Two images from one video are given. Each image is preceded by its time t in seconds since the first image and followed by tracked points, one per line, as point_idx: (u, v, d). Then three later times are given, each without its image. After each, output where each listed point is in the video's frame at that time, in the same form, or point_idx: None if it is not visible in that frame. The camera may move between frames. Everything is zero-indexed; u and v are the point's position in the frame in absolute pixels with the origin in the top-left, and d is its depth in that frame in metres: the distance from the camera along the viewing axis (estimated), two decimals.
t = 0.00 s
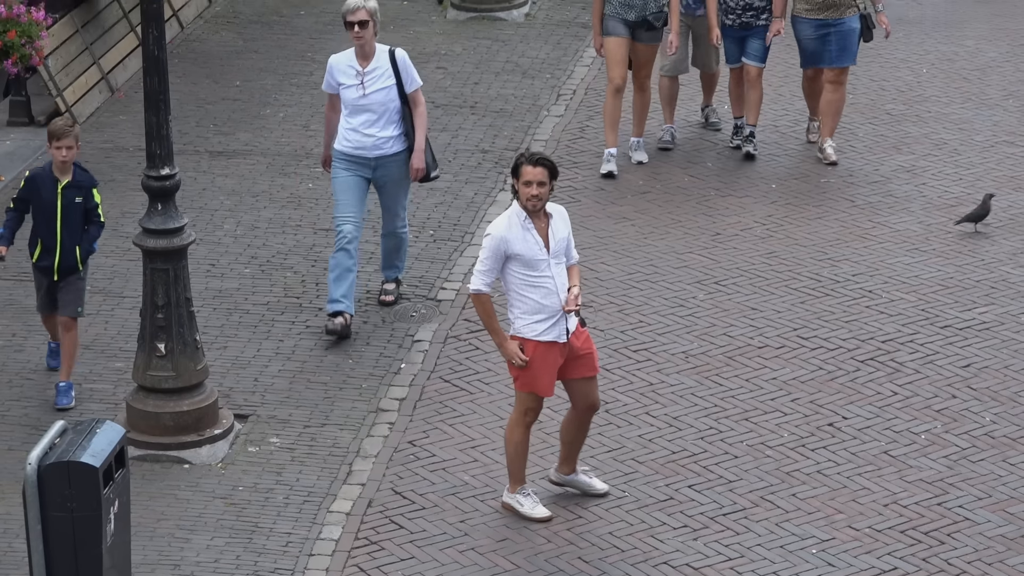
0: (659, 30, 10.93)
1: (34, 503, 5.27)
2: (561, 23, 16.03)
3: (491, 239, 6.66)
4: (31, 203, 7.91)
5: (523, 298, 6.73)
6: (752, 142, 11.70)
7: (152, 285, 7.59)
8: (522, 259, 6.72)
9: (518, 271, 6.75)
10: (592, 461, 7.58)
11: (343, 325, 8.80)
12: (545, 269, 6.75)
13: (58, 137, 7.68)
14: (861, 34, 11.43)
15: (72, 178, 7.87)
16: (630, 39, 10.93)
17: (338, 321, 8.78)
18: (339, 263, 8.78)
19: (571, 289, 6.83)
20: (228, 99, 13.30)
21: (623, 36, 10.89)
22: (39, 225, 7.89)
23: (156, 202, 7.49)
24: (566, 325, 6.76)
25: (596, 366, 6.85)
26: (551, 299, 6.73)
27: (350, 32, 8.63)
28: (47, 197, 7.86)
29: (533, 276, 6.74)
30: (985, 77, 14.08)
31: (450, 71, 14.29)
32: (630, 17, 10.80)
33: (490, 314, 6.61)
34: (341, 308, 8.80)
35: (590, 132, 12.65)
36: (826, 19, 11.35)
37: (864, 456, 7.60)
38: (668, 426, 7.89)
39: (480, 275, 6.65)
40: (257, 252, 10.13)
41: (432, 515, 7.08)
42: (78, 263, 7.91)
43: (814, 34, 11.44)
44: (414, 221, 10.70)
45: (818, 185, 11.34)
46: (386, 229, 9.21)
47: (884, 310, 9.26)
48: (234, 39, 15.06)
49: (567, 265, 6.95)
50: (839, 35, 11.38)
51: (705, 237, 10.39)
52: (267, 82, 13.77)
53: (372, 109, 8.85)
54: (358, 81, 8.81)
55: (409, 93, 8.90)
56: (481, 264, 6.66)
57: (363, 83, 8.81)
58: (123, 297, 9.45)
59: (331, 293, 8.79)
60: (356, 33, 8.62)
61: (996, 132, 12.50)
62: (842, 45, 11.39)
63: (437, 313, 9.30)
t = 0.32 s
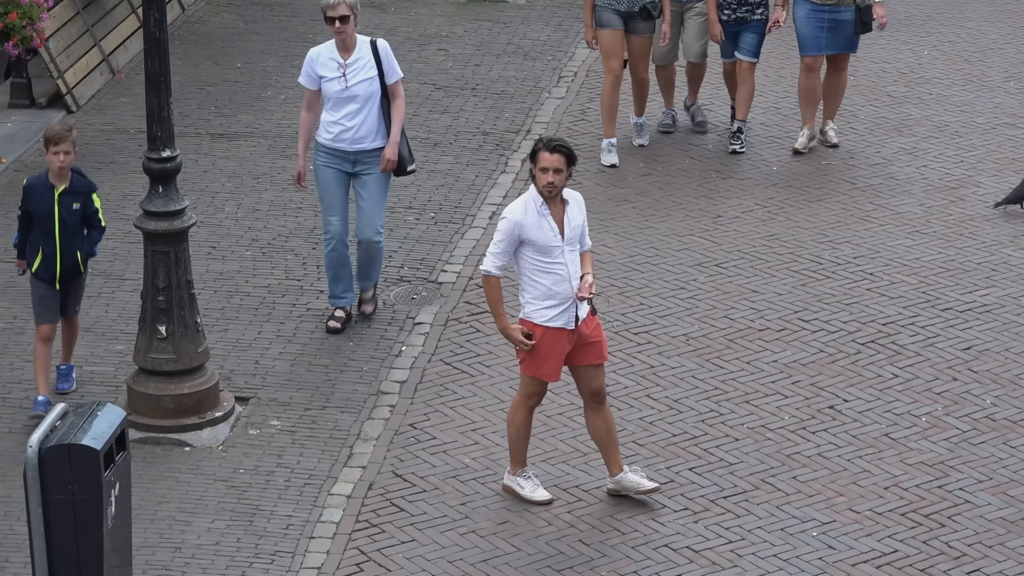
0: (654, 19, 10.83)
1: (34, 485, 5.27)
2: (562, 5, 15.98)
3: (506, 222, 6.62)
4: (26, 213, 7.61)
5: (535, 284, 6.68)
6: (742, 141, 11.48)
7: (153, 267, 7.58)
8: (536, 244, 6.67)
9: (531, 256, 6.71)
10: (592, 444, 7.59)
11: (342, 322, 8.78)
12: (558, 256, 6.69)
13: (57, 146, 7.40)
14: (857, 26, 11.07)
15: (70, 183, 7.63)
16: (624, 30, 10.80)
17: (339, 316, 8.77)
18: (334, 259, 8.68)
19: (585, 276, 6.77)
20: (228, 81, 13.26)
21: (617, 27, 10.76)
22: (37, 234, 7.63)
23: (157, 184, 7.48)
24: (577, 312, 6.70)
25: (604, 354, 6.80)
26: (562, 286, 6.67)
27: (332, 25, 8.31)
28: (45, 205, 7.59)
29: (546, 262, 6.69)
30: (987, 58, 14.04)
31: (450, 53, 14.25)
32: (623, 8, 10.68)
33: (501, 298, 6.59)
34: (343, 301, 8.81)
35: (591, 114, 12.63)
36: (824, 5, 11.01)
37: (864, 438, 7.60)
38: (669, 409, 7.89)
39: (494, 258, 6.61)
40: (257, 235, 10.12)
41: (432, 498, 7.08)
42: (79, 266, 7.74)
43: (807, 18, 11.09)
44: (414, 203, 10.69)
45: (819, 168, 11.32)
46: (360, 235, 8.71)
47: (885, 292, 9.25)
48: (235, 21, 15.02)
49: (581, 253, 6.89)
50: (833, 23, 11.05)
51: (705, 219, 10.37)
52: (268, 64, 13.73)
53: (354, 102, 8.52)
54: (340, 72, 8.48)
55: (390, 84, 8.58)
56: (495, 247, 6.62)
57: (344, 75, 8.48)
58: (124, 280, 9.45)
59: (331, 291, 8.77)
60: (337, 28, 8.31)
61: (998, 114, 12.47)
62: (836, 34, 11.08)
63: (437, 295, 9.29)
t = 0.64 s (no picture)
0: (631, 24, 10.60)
1: (14, 483, 5.24)
2: (544, 2, 15.97)
3: (515, 217, 6.60)
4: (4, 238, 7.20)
5: (540, 281, 6.66)
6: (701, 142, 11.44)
7: (134, 265, 7.54)
8: (543, 241, 6.63)
9: (537, 253, 6.66)
10: (572, 441, 7.59)
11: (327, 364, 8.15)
12: (564, 256, 6.64)
13: (36, 167, 7.07)
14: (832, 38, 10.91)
15: (50, 208, 7.23)
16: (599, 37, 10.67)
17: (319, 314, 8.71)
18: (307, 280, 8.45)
19: (592, 278, 6.72)
20: (210, 78, 13.22)
21: (592, 34, 10.65)
22: (16, 260, 7.22)
23: (138, 182, 7.43)
24: (578, 314, 6.65)
25: (602, 359, 6.75)
26: (564, 286, 6.63)
27: (305, 49, 7.85)
28: (22, 230, 7.19)
29: (552, 260, 6.65)
30: (968, 55, 14.08)
31: (432, 50, 14.23)
32: (598, 14, 10.55)
33: (506, 292, 6.62)
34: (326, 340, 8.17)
35: (573, 111, 12.63)
36: (800, 17, 10.80)
37: (845, 434, 7.62)
38: (649, 405, 7.89)
39: (503, 253, 6.62)
40: (238, 232, 10.09)
41: (413, 495, 7.06)
42: (56, 294, 7.29)
43: (783, 30, 10.88)
44: (396, 200, 10.67)
45: (800, 165, 11.34)
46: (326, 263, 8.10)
47: (866, 289, 9.27)
48: (217, 19, 14.97)
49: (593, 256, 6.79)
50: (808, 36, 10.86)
51: (687, 216, 10.38)
52: (249, 62, 13.69)
53: (325, 129, 8.05)
54: (313, 98, 8.02)
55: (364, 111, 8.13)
56: (505, 241, 6.62)
57: (317, 100, 8.02)
58: (104, 277, 9.40)
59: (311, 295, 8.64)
60: (311, 53, 7.85)
61: (979, 111, 12.51)
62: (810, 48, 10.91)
63: (418, 292, 9.27)
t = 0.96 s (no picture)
0: (608, 29, 10.46)
1: None
2: None
3: (528, 204, 6.54)
4: None
5: (546, 271, 6.59)
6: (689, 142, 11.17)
7: (115, 259, 7.50)
8: (552, 232, 6.55)
9: (547, 242, 6.60)
10: (554, 434, 7.59)
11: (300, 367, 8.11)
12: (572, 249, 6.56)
13: (31, 194, 6.72)
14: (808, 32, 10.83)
15: (41, 235, 6.92)
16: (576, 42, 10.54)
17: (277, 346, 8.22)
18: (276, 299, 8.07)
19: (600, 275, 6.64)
20: (189, 72, 13.17)
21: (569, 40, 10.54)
22: (4, 285, 6.90)
23: (118, 176, 7.39)
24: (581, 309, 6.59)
25: (601, 355, 6.67)
26: (569, 279, 6.56)
27: (279, 53, 7.61)
28: (13, 258, 6.88)
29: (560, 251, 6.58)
30: (947, 48, 14.12)
31: (412, 43, 14.20)
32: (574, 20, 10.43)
33: (513, 275, 6.58)
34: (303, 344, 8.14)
35: (553, 105, 12.63)
36: (772, 15, 10.79)
37: (826, 428, 7.63)
38: (631, 399, 7.90)
39: (512, 236, 6.56)
40: (219, 226, 10.05)
41: (395, 489, 7.05)
42: (47, 323, 7.04)
43: (756, 31, 10.87)
44: (376, 194, 10.65)
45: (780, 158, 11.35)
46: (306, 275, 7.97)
47: (847, 282, 9.29)
48: (195, 13, 14.91)
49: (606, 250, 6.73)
50: (783, 33, 10.81)
51: (668, 209, 10.39)
52: (229, 55, 13.64)
53: (301, 136, 7.82)
54: (288, 104, 7.77)
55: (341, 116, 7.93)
56: (516, 225, 6.56)
57: (293, 106, 7.77)
58: (85, 271, 9.36)
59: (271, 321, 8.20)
60: (285, 57, 7.60)
61: (958, 104, 12.54)
62: (787, 43, 10.83)
63: (400, 286, 9.25)
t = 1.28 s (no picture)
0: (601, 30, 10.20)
1: None
2: None
3: (547, 181, 6.47)
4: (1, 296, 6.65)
5: (553, 254, 6.54)
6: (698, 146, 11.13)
7: (113, 248, 7.50)
8: (564, 219, 6.48)
9: (558, 228, 6.53)
10: (553, 423, 7.60)
11: (268, 392, 7.62)
12: (583, 239, 6.49)
13: (40, 222, 6.49)
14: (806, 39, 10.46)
15: (49, 263, 6.67)
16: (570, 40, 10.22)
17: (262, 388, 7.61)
18: (259, 326, 7.56)
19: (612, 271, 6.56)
20: (188, 61, 13.15)
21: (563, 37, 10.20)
22: (15, 314, 6.70)
23: (117, 165, 7.39)
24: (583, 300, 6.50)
25: (603, 348, 6.62)
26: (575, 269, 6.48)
27: (263, 73, 7.35)
28: (22, 288, 6.65)
29: (570, 239, 6.50)
30: (945, 37, 14.11)
31: (410, 33, 14.18)
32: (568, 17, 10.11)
33: (521, 239, 6.56)
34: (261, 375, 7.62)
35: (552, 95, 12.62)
36: (767, 20, 10.42)
37: (825, 416, 7.64)
38: (630, 388, 7.91)
39: (524, 203, 6.51)
40: (218, 216, 10.04)
41: (394, 477, 7.06)
42: (59, 351, 6.85)
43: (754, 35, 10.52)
44: (374, 183, 10.65)
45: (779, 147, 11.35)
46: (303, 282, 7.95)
47: (846, 271, 9.30)
48: (194, 2, 14.89)
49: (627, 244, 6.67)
50: (778, 37, 10.44)
51: (667, 199, 10.39)
52: (227, 45, 13.62)
53: (288, 157, 7.56)
54: (274, 123, 7.52)
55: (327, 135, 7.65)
56: (529, 195, 6.50)
57: (279, 126, 7.52)
58: (84, 260, 9.35)
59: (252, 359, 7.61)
60: (270, 76, 7.36)
61: (957, 93, 12.54)
62: (782, 47, 10.45)
63: (398, 275, 9.25)
